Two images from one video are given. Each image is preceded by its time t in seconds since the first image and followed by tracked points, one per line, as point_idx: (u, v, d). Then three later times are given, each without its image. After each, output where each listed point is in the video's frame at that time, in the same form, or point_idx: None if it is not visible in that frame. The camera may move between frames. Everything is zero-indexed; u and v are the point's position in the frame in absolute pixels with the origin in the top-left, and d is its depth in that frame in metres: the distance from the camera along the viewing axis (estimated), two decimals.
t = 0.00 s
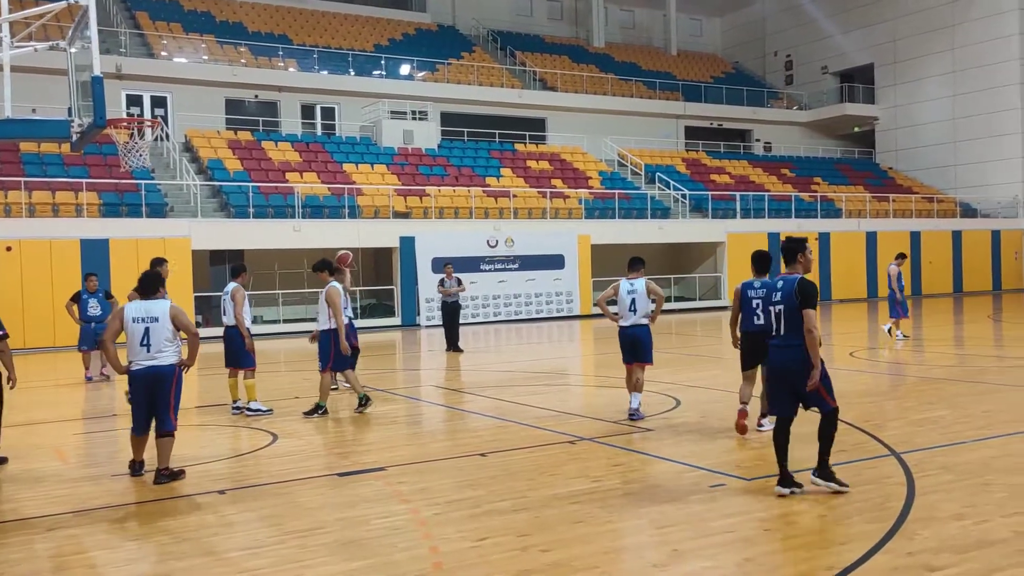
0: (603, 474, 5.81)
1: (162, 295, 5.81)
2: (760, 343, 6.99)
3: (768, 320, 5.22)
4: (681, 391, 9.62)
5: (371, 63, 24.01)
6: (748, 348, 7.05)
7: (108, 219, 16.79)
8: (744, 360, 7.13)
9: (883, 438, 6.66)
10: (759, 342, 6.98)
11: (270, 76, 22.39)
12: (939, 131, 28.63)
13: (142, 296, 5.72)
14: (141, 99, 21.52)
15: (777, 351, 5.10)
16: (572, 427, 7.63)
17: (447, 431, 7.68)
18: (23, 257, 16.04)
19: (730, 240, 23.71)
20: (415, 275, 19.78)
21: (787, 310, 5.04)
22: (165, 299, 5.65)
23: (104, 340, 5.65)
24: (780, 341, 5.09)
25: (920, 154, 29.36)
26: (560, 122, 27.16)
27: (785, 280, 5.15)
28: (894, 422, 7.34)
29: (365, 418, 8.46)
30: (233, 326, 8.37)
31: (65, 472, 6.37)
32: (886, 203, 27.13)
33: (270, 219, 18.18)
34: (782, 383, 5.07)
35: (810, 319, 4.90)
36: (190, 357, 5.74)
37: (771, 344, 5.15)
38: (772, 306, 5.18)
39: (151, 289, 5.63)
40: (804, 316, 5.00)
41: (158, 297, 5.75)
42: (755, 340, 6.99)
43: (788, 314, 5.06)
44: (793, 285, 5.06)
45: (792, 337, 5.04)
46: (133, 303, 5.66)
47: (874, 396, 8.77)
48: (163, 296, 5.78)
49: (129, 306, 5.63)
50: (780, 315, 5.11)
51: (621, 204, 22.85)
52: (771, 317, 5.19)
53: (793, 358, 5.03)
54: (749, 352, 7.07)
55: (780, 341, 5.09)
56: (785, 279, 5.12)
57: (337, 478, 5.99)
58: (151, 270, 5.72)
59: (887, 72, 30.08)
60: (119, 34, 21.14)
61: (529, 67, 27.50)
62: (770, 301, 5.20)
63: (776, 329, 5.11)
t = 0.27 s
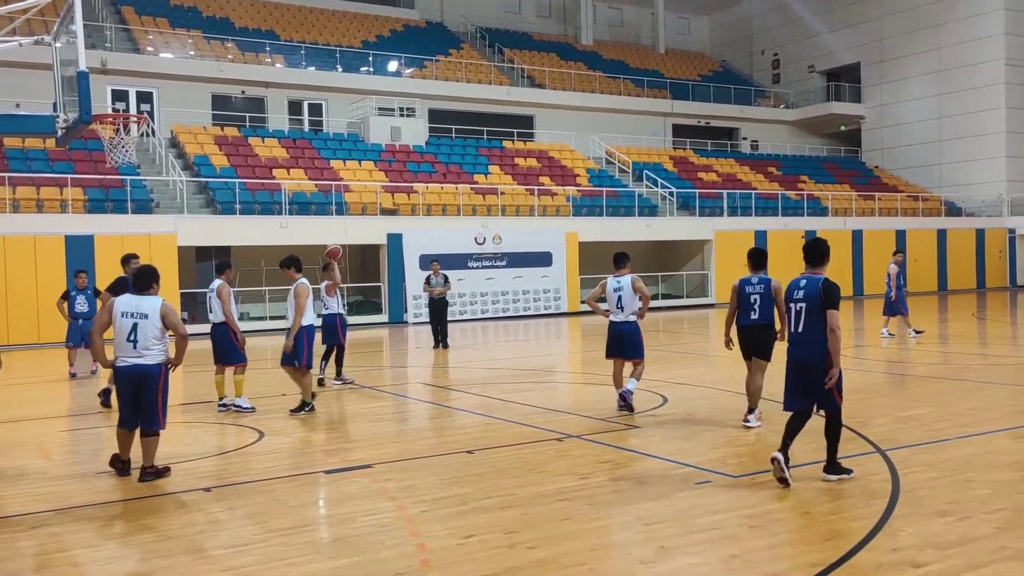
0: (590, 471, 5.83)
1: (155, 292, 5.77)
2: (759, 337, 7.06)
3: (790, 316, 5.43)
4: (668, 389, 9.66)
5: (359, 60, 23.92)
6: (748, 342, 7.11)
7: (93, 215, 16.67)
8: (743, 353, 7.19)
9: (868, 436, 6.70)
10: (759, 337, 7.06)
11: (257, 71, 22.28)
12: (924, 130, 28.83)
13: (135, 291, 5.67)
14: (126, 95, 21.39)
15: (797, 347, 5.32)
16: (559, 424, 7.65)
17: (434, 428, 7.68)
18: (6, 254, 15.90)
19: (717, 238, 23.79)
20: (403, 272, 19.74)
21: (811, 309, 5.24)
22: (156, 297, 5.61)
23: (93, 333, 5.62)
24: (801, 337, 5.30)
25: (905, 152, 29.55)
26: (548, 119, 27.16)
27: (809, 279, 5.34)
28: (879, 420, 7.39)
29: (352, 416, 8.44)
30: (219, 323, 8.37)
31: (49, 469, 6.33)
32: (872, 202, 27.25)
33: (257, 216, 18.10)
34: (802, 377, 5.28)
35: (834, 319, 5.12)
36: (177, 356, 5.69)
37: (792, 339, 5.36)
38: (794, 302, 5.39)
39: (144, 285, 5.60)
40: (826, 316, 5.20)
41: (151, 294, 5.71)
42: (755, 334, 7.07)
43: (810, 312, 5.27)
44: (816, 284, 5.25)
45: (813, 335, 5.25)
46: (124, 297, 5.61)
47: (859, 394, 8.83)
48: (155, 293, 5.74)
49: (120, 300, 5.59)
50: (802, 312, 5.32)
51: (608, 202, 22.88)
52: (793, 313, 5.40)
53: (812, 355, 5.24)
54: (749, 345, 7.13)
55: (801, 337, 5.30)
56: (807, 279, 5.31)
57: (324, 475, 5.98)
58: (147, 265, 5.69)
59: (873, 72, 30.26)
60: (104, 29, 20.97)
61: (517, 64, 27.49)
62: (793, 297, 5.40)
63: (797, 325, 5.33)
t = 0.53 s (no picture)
0: (577, 470, 5.83)
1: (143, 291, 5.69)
2: (756, 335, 7.33)
3: (802, 309, 5.52)
4: (656, 388, 9.67)
5: (349, 58, 23.83)
6: (745, 340, 7.36)
7: (80, 213, 16.55)
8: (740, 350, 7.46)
9: (855, 435, 6.72)
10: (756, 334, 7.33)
11: (246, 70, 22.18)
12: (913, 131, 28.99)
13: (122, 290, 5.61)
14: (114, 93, 21.28)
15: (812, 340, 5.43)
16: (547, 423, 7.65)
17: (421, 427, 7.66)
18: None
19: (707, 238, 23.87)
20: (392, 272, 19.72)
21: (831, 303, 5.36)
22: (143, 298, 5.55)
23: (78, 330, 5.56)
24: (816, 330, 5.42)
25: (893, 153, 29.70)
26: (538, 119, 27.17)
27: (824, 275, 5.45)
28: (865, 419, 7.42)
29: (340, 415, 8.42)
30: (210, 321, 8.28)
31: (33, 469, 6.28)
32: (860, 202, 27.27)
33: (245, 215, 18.02)
34: (815, 371, 5.39)
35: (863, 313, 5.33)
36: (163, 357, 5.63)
37: (806, 332, 5.47)
38: (809, 297, 5.48)
39: (131, 286, 5.52)
40: (845, 309, 5.36)
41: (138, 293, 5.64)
42: (753, 332, 7.33)
43: (828, 306, 5.38)
44: (834, 279, 5.38)
45: (829, 328, 5.37)
46: (110, 297, 5.54)
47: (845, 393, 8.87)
48: (142, 292, 5.66)
49: (106, 299, 5.51)
50: (818, 306, 5.43)
51: (598, 202, 22.91)
52: (806, 307, 5.49)
53: (829, 348, 5.36)
54: (747, 343, 7.38)
55: (815, 330, 5.42)
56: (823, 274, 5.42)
57: (311, 474, 5.96)
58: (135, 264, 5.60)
59: (862, 73, 30.39)
60: (92, 26, 20.84)
61: (507, 63, 27.48)
62: (807, 292, 5.49)
63: (810, 319, 5.44)
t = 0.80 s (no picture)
0: (566, 470, 5.82)
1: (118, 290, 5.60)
2: (756, 333, 7.44)
3: (809, 311, 5.73)
4: (647, 388, 9.67)
5: (341, 58, 23.76)
6: (745, 337, 7.47)
7: (69, 212, 16.46)
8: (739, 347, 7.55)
9: (843, 435, 6.74)
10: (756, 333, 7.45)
11: (237, 69, 22.10)
12: (903, 132, 29.10)
13: (100, 290, 5.49)
14: (104, 92, 21.19)
15: (819, 340, 5.65)
16: (537, 424, 7.64)
17: (411, 427, 7.65)
18: None
19: (698, 238, 23.90)
20: (383, 272, 19.68)
21: (837, 303, 5.59)
22: (123, 298, 5.47)
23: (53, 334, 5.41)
24: (824, 330, 5.64)
25: (884, 154, 29.81)
26: (529, 119, 27.17)
27: (828, 277, 5.71)
28: (855, 419, 7.44)
29: (329, 415, 8.40)
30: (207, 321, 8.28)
31: (19, 469, 6.24)
32: (851, 203, 27.29)
33: (236, 214, 17.95)
34: (823, 368, 5.60)
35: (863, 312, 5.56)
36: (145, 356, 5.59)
37: (814, 331, 5.68)
38: (816, 298, 5.69)
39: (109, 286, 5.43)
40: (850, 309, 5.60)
41: (116, 293, 5.53)
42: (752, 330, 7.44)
43: (834, 306, 5.61)
44: (838, 281, 5.64)
45: (835, 326, 5.59)
46: (88, 297, 5.42)
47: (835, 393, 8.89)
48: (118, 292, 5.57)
49: (83, 301, 5.39)
50: (826, 307, 5.64)
51: (590, 202, 22.91)
52: (813, 308, 5.70)
53: (837, 345, 5.58)
54: (746, 340, 7.48)
55: (822, 329, 5.64)
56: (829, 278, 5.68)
57: (300, 474, 5.94)
58: (111, 264, 5.50)
59: (853, 74, 30.51)
60: (82, 25, 20.74)
61: (499, 63, 27.46)
62: (813, 294, 5.70)
63: (818, 319, 5.66)
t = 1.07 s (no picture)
0: (555, 472, 5.82)
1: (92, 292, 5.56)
2: (760, 333, 7.62)
3: (814, 309, 5.90)
4: (637, 389, 9.69)
5: (331, 59, 23.73)
6: (750, 338, 7.64)
7: (58, 213, 16.39)
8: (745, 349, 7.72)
9: (832, 436, 6.77)
10: (760, 332, 7.62)
11: (226, 70, 22.03)
12: (892, 134, 29.25)
13: (73, 292, 5.42)
14: (94, 92, 21.11)
15: (825, 337, 5.82)
16: (527, 425, 7.64)
17: (402, 429, 7.64)
18: None
19: (688, 240, 23.98)
20: (373, 273, 19.66)
21: (842, 301, 5.76)
22: (101, 299, 5.43)
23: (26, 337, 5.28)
24: (829, 328, 5.80)
25: (873, 155, 29.95)
26: (520, 120, 27.19)
27: (832, 275, 5.88)
28: (843, 420, 7.47)
29: (319, 417, 8.38)
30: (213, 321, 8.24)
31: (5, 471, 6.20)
32: (841, 205, 27.44)
33: (226, 215, 17.90)
34: (830, 364, 5.80)
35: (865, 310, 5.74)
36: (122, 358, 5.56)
37: (820, 329, 5.84)
38: (821, 297, 5.87)
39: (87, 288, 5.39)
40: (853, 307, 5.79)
41: (90, 295, 5.50)
42: (756, 330, 7.62)
43: (839, 304, 5.78)
44: (842, 279, 5.81)
45: (841, 324, 5.78)
46: (63, 300, 5.35)
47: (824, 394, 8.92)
48: (93, 294, 5.53)
49: (60, 303, 5.32)
50: (830, 305, 5.82)
51: (580, 203, 22.92)
52: (818, 306, 5.87)
53: (843, 342, 5.77)
54: (752, 342, 7.66)
55: (828, 327, 5.81)
56: (835, 276, 5.84)
57: (289, 476, 5.92)
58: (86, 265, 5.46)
59: (843, 75, 30.65)
60: (71, 25, 20.67)
61: (489, 65, 27.48)
62: (818, 292, 5.88)
63: (823, 318, 5.83)
